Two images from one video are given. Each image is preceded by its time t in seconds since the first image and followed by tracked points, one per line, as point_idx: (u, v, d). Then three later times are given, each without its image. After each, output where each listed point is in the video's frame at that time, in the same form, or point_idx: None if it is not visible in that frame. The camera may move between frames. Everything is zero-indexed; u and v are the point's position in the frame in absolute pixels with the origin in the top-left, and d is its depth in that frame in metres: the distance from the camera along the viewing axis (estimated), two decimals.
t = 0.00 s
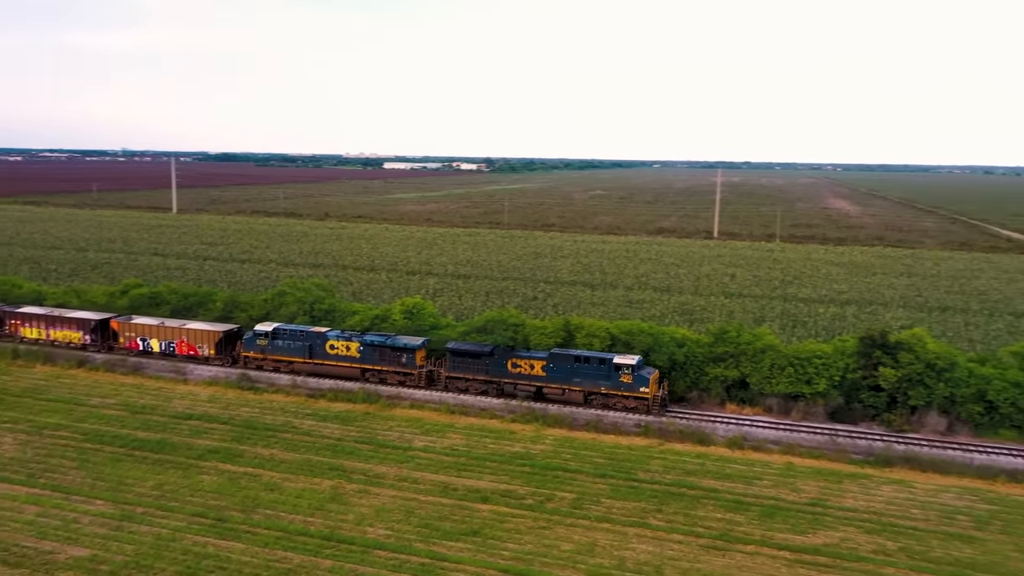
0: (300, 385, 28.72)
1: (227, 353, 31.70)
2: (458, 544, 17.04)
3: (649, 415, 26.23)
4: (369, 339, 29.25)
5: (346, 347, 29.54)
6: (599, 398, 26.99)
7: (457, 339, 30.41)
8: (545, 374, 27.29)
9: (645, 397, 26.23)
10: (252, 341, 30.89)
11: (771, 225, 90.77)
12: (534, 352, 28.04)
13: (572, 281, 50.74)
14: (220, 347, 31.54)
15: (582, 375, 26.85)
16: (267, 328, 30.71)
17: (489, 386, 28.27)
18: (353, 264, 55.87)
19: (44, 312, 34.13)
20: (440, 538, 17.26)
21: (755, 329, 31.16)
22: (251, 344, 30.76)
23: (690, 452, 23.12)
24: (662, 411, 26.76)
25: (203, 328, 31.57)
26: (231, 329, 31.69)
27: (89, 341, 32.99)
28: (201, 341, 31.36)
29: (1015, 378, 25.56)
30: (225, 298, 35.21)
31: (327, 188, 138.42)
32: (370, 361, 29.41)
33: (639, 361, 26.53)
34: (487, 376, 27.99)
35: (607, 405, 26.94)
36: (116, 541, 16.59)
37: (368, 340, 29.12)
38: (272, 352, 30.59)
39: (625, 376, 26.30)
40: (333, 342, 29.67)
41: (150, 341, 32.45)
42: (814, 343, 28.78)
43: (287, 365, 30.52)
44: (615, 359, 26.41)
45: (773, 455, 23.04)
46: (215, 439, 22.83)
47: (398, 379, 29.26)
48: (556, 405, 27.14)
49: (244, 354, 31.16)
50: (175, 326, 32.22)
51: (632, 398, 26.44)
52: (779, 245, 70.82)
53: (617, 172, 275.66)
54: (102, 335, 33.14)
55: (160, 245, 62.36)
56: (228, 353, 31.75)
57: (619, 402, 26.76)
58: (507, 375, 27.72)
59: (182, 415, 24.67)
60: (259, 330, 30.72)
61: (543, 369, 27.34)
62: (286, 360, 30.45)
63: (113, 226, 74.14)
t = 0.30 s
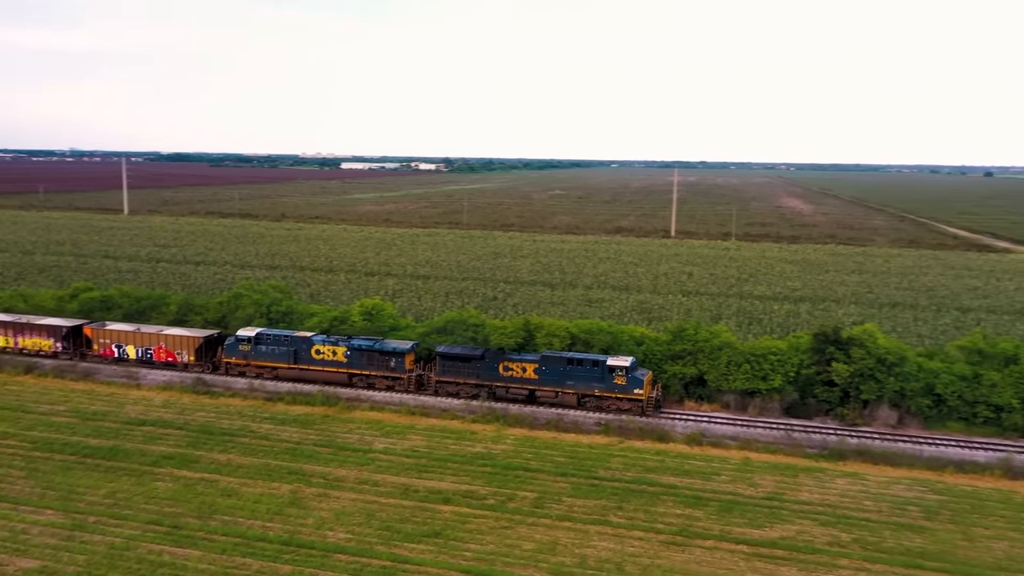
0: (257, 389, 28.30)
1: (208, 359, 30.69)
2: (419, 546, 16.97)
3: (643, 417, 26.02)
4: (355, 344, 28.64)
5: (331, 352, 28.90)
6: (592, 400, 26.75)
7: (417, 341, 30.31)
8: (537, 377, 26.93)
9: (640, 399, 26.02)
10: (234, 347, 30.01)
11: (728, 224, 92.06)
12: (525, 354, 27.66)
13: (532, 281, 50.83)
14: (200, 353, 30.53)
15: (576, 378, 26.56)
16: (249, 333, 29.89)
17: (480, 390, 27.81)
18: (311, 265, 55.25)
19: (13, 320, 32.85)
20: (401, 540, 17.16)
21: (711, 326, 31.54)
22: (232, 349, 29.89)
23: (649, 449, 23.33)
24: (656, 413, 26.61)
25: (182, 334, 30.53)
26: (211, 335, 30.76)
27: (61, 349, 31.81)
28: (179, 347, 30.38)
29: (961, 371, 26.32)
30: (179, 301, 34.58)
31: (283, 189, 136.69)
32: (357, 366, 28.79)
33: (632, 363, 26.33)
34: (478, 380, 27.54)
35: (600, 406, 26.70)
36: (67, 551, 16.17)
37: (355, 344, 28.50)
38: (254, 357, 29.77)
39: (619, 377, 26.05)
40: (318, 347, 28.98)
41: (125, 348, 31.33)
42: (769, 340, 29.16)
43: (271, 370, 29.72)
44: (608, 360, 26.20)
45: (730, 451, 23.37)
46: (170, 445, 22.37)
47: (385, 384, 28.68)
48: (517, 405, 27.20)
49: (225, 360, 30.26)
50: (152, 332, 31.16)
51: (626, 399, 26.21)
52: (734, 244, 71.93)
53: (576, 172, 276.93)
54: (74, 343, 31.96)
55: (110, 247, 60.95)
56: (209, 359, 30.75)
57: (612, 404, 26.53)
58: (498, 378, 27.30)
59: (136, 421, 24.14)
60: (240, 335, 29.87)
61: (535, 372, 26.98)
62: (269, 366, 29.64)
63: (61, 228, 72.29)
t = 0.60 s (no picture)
0: (217, 393, 27.88)
1: (192, 365, 29.97)
2: (384, 548, 16.87)
3: (641, 418, 25.98)
4: (348, 348, 28.20)
5: (323, 356, 28.42)
6: (590, 403, 26.68)
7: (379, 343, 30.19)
8: (534, 380, 26.83)
9: (637, 401, 26.01)
10: (221, 352, 29.44)
11: (688, 223, 93.04)
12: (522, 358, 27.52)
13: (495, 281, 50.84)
14: (185, 359, 29.78)
15: (573, 380, 26.53)
16: (237, 338, 29.34)
17: (476, 394, 27.55)
18: (271, 267, 54.57)
19: None
20: (365, 543, 17.04)
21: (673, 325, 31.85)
22: (220, 355, 29.29)
23: (613, 447, 23.49)
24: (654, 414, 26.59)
25: (165, 340, 29.74)
26: (197, 340, 30.11)
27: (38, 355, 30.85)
28: (164, 352, 29.63)
29: (914, 366, 27.02)
30: (135, 304, 33.92)
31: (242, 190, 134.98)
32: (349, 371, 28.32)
33: (630, 365, 26.34)
34: (474, 383, 27.29)
35: (597, 409, 26.62)
36: (20, 562, 15.76)
37: (348, 348, 28.01)
38: (242, 363, 29.22)
39: (617, 379, 26.04)
40: (308, 351, 28.52)
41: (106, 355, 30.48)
42: (729, 337, 29.54)
43: (259, 376, 29.18)
44: (606, 362, 26.21)
45: (692, 447, 23.64)
46: (127, 451, 21.94)
47: (378, 389, 28.25)
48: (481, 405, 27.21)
49: (212, 366, 29.66)
50: (133, 338, 30.31)
51: (624, 401, 26.16)
52: (694, 243, 72.74)
53: (537, 172, 277.43)
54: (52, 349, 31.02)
55: (63, 250, 59.52)
56: (194, 365, 30.02)
57: (610, 406, 26.46)
58: (494, 382, 27.12)
59: (91, 428, 23.61)
60: (228, 340, 29.31)
61: (532, 375, 26.85)
62: (257, 371, 29.11)
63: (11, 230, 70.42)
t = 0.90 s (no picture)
0: (177, 397, 27.42)
1: (180, 371, 29.43)
2: (349, 552, 16.74)
3: (642, 419, 26.00)
4: (342, 351, 27.94)
5: (316, 360, 28.10)
6: (589, 404, 26.61)
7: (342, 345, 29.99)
8: (532, 382, 26.77)
9: (636, 402, 26.03)
10: (210, 358, 28.85)
11: (651, 222, 93.79)
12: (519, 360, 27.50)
13: (460, 281, 50.77)
14: (173, 365, 29.22)
15: (572, 381, 26.51)
16: (226, 343, 28.76)
17: (473, 397, 27.46)
18: (232, 269, 53.80)
19: None
20: (330, 547, 16.91)
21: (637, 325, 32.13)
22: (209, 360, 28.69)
23: (579, 445, 23.60)
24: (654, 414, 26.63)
25: (151, 346, 29.13)
26: (184, 346, 29.52)
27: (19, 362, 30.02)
28: (150, 358, 29.00)
29: (871, 362, 27.54)
30: (92, 308, 33.21)
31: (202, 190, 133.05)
32: (344, 375, 28.03)
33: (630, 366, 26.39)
34: (472, 386, 27.20)
35: (597, 410, 26.54)
36: None
37: (342, 352, 27.83)
38: (232, 368, 28.64)
39: (617, 380, 26.07)
40: (302, 356, 28.14)
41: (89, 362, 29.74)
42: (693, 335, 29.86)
43: (250, 382, 28.64)
44: (605, 364, 26.28)
45: (657, 445, 23.86)
46: (84, 458, 21.47)
47: (373, 393, 27.98)
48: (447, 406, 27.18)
49: (201, 372, 29.04)
50: (118, 344, 29.66)
51: (624, 402, 26.15)
52: (657, 242, 73.31)
53: (501, 172, 277.43)
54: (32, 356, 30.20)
55: (15, 252, 58.05)
56: (181, 371, 29.47)
57: (610, 407, 26.43)
58: (492, 384, 27.07)
59: (46, 435, 23.07)
60: (218, 345, 28.71)
61: (530, 377, 26.82)
62: (248, 377, 28.58)
63: None
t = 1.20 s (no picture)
0: (137, 402, 26.90)
1: (169, 377, 28.62)
2: (314, 556, 16.60)
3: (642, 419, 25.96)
4: (338, 355, 27.33)
5: (311, 364, 27.49)
6: (589, 405, 26.45)
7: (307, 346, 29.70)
8: (532, 383, 26.57)
9: (636, 402, 25.99)
10: (200, 363, 28.23)
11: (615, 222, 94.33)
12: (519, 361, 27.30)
13: (425, 282, 50.61)
14: (161, 371, 28.43)
15: (572, 382, 26.33)
16: (217, 348, 28.11)
17: (472, 399, 27.19)
18: (192, 271, 52.93)
19: None
20: (295, 551, 16.74)
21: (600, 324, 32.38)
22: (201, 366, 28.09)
23: (545, 445, 23.66)
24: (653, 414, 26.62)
25: (140, 352, 28.31)
26: (173, 351, 28.84)
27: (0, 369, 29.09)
28: (138, 364, 28.23)
29: (831, 358, 28.04)
30: (47, 312, 32.43)
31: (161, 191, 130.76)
32: (339, 379, 27.41)
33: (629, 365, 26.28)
34: (471, 388, 26.96)
35: (596, 411, 26.40)
36: None
37: (337, 356, 27.23)
38: (224, 374, 28.04)
39: (617, 380, 25.95)
40: (295, 360, 27.56)
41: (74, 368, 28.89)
42: (657, 333, 30.15)
43: (243, 387, 28.06)
44: (605, 364, 26.13)
45: (622, 443, 24.01)
46: (40, 466, 20.97)
47: (369, 397, 27.41)
48: (412, 408, 27.06)
49: (192, 378, 28.42)
50: (104, 350, 28.81)
51: (624, 402, 26.09)
52: (621, 241, 73.77)
53: (465, 172, 276.75)
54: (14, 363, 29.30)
55: None
56: (170, 377, 28.67)
57: (610, 408, 26.33)
58: (491, 386, 26.86)
59: None
60: (209, 350, 28.11)
61: (530, 378, 26.62)
62: (241, 382, 28.00)
63: None
